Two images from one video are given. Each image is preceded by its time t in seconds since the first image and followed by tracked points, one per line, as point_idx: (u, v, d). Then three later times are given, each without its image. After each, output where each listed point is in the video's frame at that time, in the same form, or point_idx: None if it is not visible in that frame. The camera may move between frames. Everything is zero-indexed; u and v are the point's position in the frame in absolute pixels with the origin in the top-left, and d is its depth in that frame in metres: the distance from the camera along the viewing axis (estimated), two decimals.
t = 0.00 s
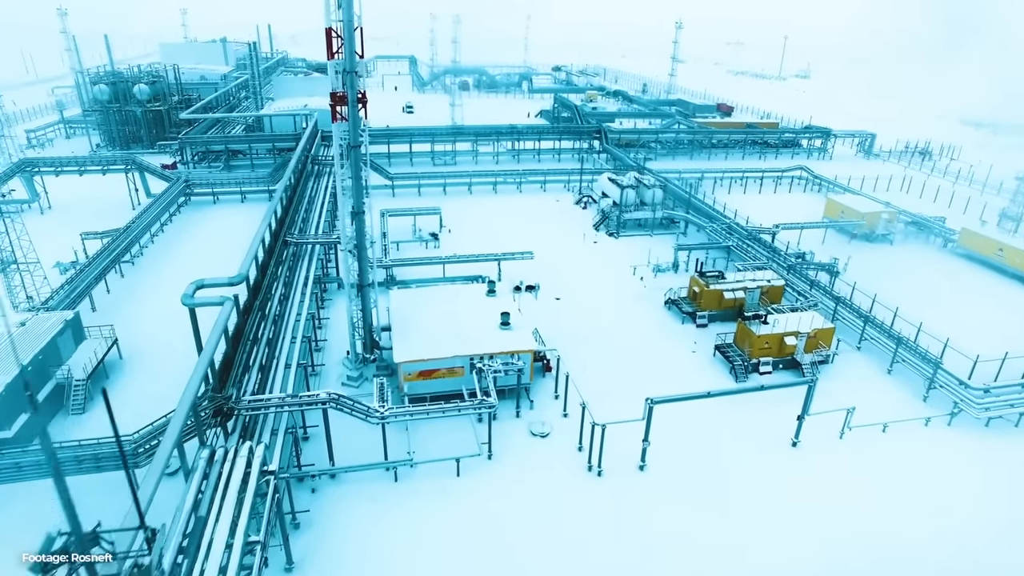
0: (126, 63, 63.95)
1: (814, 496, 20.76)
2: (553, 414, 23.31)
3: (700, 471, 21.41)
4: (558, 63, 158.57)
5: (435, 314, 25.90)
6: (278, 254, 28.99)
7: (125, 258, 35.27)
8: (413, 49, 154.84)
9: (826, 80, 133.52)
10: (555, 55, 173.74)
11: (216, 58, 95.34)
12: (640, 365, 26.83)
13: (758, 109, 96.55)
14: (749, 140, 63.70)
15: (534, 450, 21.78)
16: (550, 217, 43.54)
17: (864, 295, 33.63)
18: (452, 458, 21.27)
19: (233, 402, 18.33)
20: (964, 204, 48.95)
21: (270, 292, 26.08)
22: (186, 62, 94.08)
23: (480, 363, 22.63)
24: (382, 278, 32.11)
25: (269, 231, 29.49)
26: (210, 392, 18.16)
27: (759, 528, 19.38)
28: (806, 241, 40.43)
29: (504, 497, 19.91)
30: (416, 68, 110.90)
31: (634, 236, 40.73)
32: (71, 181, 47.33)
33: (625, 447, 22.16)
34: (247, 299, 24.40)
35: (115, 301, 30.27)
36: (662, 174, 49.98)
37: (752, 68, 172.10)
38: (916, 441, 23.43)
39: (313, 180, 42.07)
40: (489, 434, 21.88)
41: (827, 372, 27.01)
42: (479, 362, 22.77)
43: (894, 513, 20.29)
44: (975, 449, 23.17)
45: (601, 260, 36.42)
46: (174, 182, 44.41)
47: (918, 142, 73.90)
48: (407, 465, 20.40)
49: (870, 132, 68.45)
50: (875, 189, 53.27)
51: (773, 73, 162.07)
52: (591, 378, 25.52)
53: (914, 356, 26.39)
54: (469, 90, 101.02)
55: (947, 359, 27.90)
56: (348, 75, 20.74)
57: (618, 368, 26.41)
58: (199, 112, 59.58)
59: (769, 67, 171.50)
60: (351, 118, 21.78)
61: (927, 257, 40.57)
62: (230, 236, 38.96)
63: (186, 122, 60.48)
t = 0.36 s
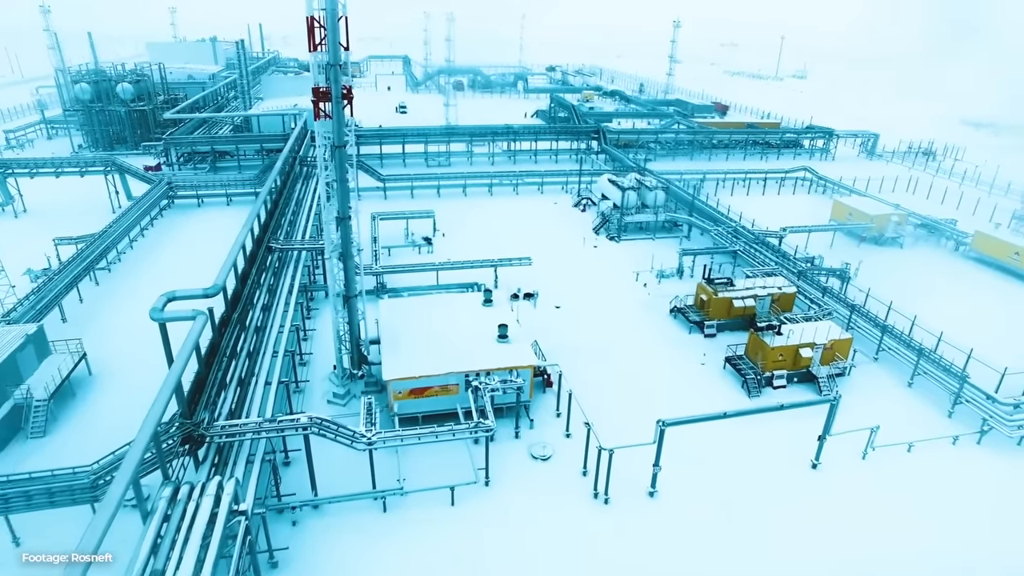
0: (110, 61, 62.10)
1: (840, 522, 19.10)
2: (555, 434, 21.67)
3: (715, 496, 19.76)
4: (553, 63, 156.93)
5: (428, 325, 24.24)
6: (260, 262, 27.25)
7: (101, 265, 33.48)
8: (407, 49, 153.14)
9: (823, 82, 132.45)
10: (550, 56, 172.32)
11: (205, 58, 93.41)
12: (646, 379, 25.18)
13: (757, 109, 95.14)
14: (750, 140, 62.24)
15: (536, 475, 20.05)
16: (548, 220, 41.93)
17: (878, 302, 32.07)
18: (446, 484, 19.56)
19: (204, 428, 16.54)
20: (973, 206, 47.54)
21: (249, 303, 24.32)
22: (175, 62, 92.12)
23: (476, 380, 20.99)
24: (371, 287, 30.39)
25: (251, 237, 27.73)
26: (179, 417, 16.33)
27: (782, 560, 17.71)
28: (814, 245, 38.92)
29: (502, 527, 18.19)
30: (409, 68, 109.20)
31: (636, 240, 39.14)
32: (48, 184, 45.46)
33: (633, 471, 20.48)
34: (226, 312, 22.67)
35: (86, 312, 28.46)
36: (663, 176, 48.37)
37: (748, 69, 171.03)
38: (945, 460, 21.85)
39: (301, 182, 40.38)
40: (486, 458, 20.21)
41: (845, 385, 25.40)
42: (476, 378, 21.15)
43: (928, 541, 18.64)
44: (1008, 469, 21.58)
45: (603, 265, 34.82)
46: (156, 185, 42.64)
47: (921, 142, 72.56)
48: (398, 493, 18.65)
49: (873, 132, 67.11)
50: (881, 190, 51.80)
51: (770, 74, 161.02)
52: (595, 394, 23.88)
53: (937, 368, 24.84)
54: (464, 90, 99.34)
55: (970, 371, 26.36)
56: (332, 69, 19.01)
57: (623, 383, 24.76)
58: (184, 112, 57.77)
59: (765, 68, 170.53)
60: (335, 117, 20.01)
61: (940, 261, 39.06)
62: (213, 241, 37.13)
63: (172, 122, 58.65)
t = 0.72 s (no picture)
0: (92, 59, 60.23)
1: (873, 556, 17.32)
2: (557, 459, 19.89)
3: (734, 527, 17.96)
4: (548, 64, 155.46)
5: (419, 338, 22.41)
6: (239, 271, 25.38)
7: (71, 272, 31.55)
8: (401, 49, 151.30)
9: (820, 83, 131.39)
10: (545, 57, 170.65)
11: (193, 57, 91.35)
12: (654, 395, 23.46)
13: (756, 109, 93.70)
14: (752, 140, 60.67)
15: (537, 505, 18.22)
16: (546, 223, 40.18)
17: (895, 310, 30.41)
18: (438, 517, 17.72)
19: (164, 461, 14.62)
20: (984, 208, 46.06)
21: (225, 316, 22.41)
22: (162, 61, 89.98)
23: (471, 401, 19.20)
24: (357, 295, 28.55)
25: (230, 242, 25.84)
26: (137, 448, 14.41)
27: None
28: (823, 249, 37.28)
29: (501, 566, 16.33)
30: (403, 67, 107.37)
31: (638, 243, 37.43)
32: (23, 186, 43.46)
33: (643, 500, 18.69)
34: (199, 325, 20.75)
35: (52, 324, 26.58)
36: (665, 176, 46.71)
37: (745, 70, 169.94)
38: (980, 484, 20.14)
39: (287, 184, 38.57)
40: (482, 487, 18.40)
41: (867, 401, 23.74)
42: (472, 398, 19.40)
43: None
44: None
45: (604, 271, 33.07)
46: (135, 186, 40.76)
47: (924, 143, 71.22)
48: (385, 529, 16.82)
49: (877, 132, 65.71)
50: (889, 191, 50.30)
51: (767, 74, 159.83)
52: (599, 412, 22.16)
53: (966, 383, 23.14)
54: (458, 90, 97.55)
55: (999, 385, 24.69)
56: (311, 58, 17.19)
57: (630, 401, 23.02)
58: (168, 111, 55.79)
59: (761, 69, 169.53)
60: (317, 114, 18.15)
61: (955, 266, 37.45)
62: (194, 246, 35.25)
63: (155, 122, 56.67)
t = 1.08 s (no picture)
0: (75, 57, 58.26)
1: None
2: (561, 492, 18.10)
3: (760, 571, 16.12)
4: (545, 64, 153.96)
5: (410, 357, 20.60)
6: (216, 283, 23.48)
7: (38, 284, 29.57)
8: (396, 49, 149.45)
9: (819, 83, 130.04)
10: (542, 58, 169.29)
11: (183, 56, 89.36)
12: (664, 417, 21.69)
13: (756, 109, 92.20)
14: (755, 141, 59.04)
15: (539, 546, 16.43)
16: (545, 227, 38.43)
17: (916, 320, 28.70)
18: (430, 564, 15.84)
19: (114, 512, 12.64)
20: (998, 211, 44.46)
21: (198, 333, 20.53)
22: (151, 60, 87.98)
23: (466, 430, 17.41)
24: (343, 308, 26.71)
25: (206, 252, 23.96)
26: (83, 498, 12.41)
27: None
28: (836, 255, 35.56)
29: None
30: (397, 67, 105.57)
31: (642, 249, 35.67)
32: None
33: (658, 543, 16.86)
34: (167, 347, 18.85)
35: (10, 342, 24.57)
36: (668, 179, 44.95)
37: (743, 70, 168.48)
38: None
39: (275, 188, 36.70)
40: (480, 528, 16.59)
41: (895, 422, 21.98)
42: (469, 427, 17.58)
43: None
44: None
45: (607, 280, 31.27)
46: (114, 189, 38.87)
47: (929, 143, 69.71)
48: None
49: (882, 133, 64.19)
50: (898, 194, 48.71)
51: (766, 74, 158.50)
52: (605, 438, 20.39)
53: (1002, 403, 21.39)
54: (454, 91, 95.81)
55: None
56: (287, 48, 15.43)
57: (638, 425, 21.24)
58: (152, 110, 53.81)
59: (759, 69, 168.16)
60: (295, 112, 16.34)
61: (973, 272, 35.73)
62: (173, 253, 33.32)
63: (140, 122, 54.70)
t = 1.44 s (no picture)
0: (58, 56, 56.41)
1: None
2: (569, 541, 16.22)
3: None
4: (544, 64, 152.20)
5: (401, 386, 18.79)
6: (191, 301, 21.66)
7: None
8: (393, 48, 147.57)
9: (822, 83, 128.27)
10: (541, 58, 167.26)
11: (174, 55, 87.45)
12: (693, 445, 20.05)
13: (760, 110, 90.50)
14: (762, 143, 57.31)
15: None
16: (547, 235, 36.66)
17: (943, 337, 26.90)
18: None
19: None
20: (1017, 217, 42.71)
21: (168, 358, 18.69)
22: (142, 60, 86.03)
23: (464, 473, 15.57)
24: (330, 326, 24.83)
25: (182, 267, 22.13)
26: None
27: None
28: (853, 265, 33.79)
29: None
30: (394, 67, 103.88)
31: (648, 259, 33.88)
32: None
33: None
34: (125, 378, 17.36)
35: None
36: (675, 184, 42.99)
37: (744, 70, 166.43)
38: None
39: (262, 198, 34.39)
40: None
41: (930, 454, 20.11)
42: (466, 469, 15.82)
43: None
44: None
45: (613, 293, 29.48)
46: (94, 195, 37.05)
47: (939, 145, 67.98)
48: None
49: (891, 135, 62.47)
50: (914, 199, 46.88)
51: (767, 75, 156.83)
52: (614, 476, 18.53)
53: None
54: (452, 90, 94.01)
55: None
56: (258, 45, 13.61)
57: (655, 457, 19.44)
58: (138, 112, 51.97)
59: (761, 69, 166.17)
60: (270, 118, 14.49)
61: (998, 282, 33.94)
62: (152, 266, 31.53)
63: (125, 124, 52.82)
